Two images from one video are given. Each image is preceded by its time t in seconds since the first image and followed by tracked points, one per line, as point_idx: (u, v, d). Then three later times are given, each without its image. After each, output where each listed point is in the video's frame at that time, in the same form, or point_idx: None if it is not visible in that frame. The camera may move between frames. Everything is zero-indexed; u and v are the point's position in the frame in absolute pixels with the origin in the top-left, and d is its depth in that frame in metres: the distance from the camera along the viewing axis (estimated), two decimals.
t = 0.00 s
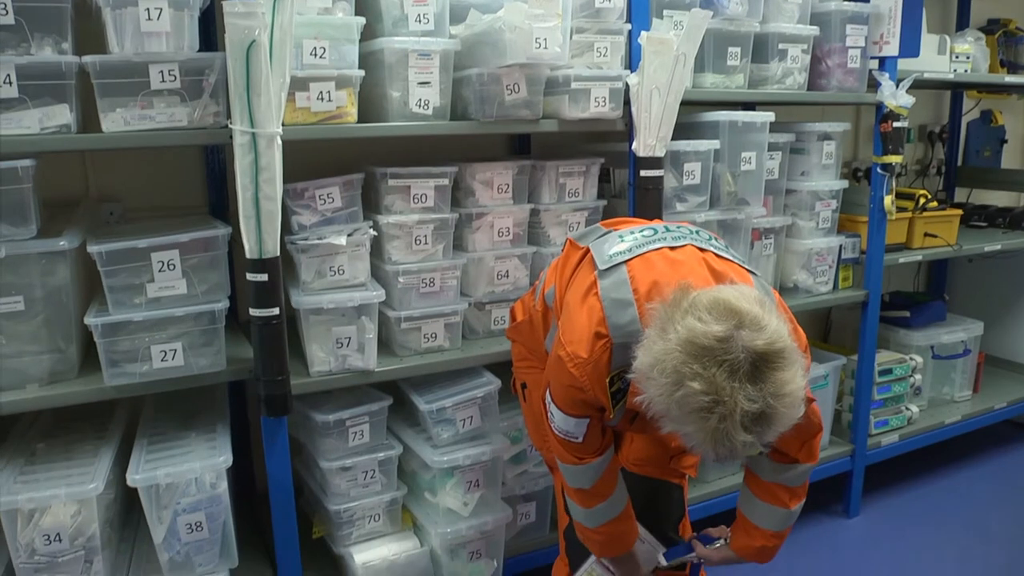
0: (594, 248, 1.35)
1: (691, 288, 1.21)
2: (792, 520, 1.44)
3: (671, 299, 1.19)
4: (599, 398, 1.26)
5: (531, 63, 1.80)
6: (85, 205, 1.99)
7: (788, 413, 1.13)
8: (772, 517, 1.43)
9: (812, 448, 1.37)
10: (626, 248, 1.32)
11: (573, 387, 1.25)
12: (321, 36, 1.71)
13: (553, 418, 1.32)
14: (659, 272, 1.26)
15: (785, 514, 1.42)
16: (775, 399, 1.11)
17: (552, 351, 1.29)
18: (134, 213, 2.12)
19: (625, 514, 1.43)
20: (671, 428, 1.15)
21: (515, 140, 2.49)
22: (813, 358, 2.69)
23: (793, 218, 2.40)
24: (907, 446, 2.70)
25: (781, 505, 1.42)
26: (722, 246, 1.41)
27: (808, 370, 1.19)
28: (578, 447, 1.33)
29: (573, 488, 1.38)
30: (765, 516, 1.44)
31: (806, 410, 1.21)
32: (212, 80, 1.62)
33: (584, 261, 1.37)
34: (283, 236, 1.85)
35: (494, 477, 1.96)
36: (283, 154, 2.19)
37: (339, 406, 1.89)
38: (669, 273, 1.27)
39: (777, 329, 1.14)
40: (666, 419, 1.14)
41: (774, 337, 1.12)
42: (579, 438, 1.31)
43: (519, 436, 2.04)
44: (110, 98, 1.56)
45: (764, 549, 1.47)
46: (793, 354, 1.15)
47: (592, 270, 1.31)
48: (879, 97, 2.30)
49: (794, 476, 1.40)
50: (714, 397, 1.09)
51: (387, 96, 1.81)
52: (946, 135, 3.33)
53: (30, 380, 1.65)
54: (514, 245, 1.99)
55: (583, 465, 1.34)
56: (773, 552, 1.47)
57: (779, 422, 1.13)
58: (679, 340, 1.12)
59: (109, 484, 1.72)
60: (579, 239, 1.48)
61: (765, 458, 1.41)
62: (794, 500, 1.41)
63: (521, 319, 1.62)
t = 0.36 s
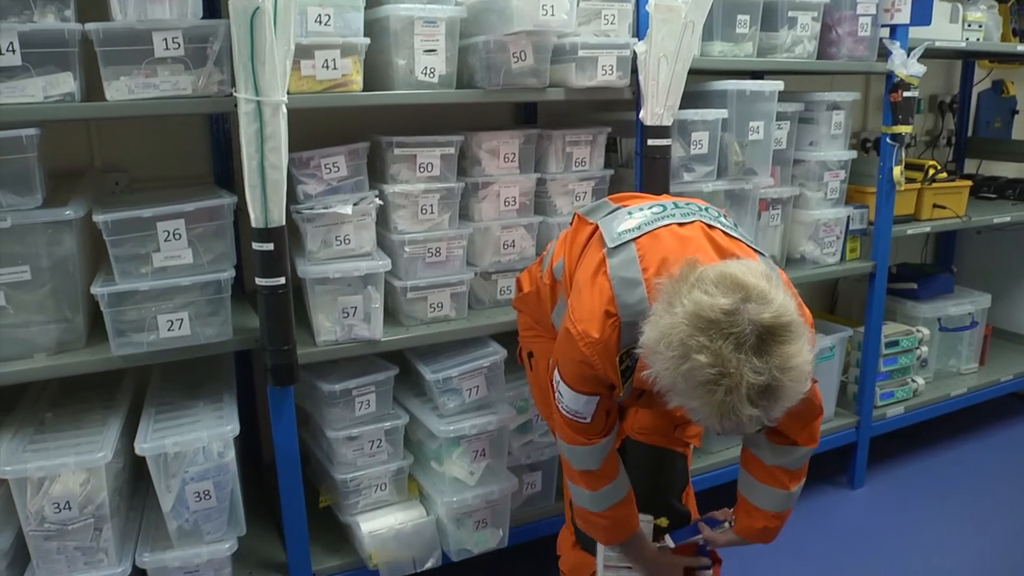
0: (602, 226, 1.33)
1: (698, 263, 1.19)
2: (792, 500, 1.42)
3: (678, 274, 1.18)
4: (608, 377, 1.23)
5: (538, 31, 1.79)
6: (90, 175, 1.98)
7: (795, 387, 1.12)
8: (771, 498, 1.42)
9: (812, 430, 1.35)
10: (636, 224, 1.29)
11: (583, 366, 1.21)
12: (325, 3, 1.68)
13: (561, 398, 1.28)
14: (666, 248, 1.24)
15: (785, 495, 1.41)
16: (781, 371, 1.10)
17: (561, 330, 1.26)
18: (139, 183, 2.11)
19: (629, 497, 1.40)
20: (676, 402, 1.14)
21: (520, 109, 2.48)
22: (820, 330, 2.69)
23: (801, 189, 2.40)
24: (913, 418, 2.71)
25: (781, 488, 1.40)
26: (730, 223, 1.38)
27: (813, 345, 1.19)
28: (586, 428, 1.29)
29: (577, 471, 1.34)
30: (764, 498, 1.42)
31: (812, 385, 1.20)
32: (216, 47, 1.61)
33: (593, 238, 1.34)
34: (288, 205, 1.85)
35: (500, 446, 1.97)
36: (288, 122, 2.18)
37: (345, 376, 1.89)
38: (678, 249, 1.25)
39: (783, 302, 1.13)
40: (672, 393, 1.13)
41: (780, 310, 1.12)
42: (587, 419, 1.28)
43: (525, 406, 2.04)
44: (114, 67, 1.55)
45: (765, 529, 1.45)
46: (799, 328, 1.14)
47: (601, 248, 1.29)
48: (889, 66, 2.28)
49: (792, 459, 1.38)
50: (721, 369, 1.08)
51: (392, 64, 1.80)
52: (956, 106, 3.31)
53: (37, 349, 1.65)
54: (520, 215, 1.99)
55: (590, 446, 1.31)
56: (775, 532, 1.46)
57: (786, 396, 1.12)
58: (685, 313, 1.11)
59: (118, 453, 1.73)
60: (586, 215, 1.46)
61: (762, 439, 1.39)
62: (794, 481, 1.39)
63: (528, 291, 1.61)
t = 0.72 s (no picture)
0: (612, 222, 1.31)
1: (713, 265, 1.19)
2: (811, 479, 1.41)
3: (692, 276, 1.17)
4: (618, 376, 1.22)
5: (542, 17, 1.78)
6: (93, 162, 1.98)
7: (811, 391, 1.13)
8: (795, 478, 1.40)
9: (826, 408, 1.33)
10: (647, 221, 1.28)
11: (595, 365, 1.20)
12: None
13: (569, 395, 1.27)
14: (679, 248, 1.23)
15: (806, 475, 1.39)
16: (798, 376, 1.10)
17: (572, 327, 1.25)
18: (142, 170, 2.11)
19: (630, 490, 1.38)
20: (693, 405, 1.14)
21: (524, 96, 2.47)
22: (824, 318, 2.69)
23: (806, 176, 2.40)
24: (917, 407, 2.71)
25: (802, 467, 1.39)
26: (740, 219, 1.37)
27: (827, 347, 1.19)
28: (593, 424, 1.28)
29: (580, 465, 1.33)
30: (784, 479, 1.41)
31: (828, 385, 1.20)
32: (220, 34, 1.60)
33: (603, 234, 1.33)
34: (292, 192, 1.84)
35: (504, 434, 1.97)
36: (291, 109, 2.18)
37: (349, 363, 1.89)
38: (690, 248, 1.24)
39: (799, 306, 1.13)
40: (688, 396, 1.13)
41: (796, 315, 1.11)
42: (595, 415, 1.27)
43: (529, 394, 2.04)
44: (117, 54, 1.54)
45: (788, 510, 1.43)
46: (815, 332, 1.14)
47: (612, 246, 1.28)
48: (896, 53, 2.27)
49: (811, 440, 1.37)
50: (738, 376, 1.08)
51: (396, 51, 1.79)
52: (962, 94, 3.30)
53: (42, 337, 1.64)
54: (524, 202, 1.98)
55: (593, 441, 1.29)
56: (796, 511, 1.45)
57: (801, 400, 1.13)
58: (701, 319, 1.10)
59: (123, 440, 1.73)
60: (591, 208, 1.44)
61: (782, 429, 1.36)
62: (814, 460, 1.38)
63: (533, 281, 1.60)
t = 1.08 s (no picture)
0: (620, 210, 1.31)
1: (724, 252, 1.19)
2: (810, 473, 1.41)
3: (703, 263, 1.17)
4: (626, 363, 1.22)
5: (544, 6, 1.77)
6: (94, 151, 1.98)
7: (820, 381, 1.13)
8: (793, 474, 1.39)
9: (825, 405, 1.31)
10: (656, 210, 1.28)
11: (601, 353, 1.20)
12: None
13: (577, 381, 1.28)
14: (688, 236, 1.23)
15: (804, 470, 1.39)
16: (808, 364, 1.11)
17: (579, 314, 1.25)
18: (143, 159, 2.11)
19: (641, 473, 1.38)
20: (701, 392, 1.14)
21: (526, 85, 2.47)
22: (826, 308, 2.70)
23: (809, 166, 2.39)
24: (918, 397, 2.71)
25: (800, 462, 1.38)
26: (749, 209, 1.37)
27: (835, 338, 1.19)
28: (601, 410, 1.29)
29: (590, 449, 1.34)
30: (781, 475, 1.40)
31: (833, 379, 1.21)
32: (221, 22, 1.59)
33: (610, 221, 1.31)
34: (293, 181, 1.84)
35: (506, 423, 1.97)
36: (294, 97, 2.18)
37: (351, 352, 1.89)
38: (699, 236, 1.24)
39: (810, 295, 1.13)
40: (696, 383, 1.13)
41: (807, 304, 1.12)
42: (603, 401, 1.27)
43: (531, 383, 2.04)
44: (118, 42, 1.53)
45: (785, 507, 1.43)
46: (825, 322, 1.15)
47: (619, 232, 1.26)
48: (900, 42, 2.26)
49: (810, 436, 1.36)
50: (749, 362, 1.08)
51: (398, 40, 1.78)
52: (966, 83, 3.30)
53: (44, 326, 1.65)
54: (525, 191, 1.98)
55: (602, 426, 1.30)
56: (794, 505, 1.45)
57: (810, 389, 1.13)
58: (712, 305, 1.10)
59: (125, 429, 1.73)
60: (599, 194, 1.43)
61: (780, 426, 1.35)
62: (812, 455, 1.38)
63: (536, 270, 1.60)
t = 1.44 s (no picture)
0: (624, 196, 1.30)
1: (726, 239, 1.18)
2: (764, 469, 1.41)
3: (705, 249, 1.17)
4: (623, 348, 1.23)
5: None
6: (97, 143, 1.98)
7: (821, 365, 1.13)
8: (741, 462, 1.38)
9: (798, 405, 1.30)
10: (659, 197, 1.27)
11: (598, 337, 1.21)
12: None
13: (573, 363, 1.29)
14: (692, 222, 1.23)
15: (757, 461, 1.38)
16: (809, 348, 1.11)
17: (579, 298, 1.26)
18: (146, 151, 2.11)
19: (637, 456, 1.39)
20: (702, 377, 1.13)
21: (529, 77, 2.46)
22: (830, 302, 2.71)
23: (812, 158, 2.39)
24: (921, 390, 2.71)
25: (753, 453, 1.37)
26: (753, 202, 1.37)
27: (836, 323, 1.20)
28: (596, 392, 1.31)
29: (584, 429, 1.36)
30: (735, 462, 1.39)
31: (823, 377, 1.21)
32: (223, 14, 1.58)
33: (613, 207, 1.31)
34: (296, 173, 1.83)
35: (509, 416, 1.98)
36: (297, 89, 2.18)
37: (354, 345, 1.89)
38: (703, 224, 1.23)
39: (811, 280, 1.14)
40: (697, 368, 1.13)
41: (809, 287, 1.12)
42: (599, 384, 1.29)
43: (534, 375, 2.04)
44: (120, 34, 1.53)
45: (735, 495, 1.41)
46: (826, 306, 1.15)
47: (622, 218, 1.26)
48: (904, 34, 2.25)
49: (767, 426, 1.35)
50: (751, 345, 1.08)
51: (400, 31, 1.78)
52: (971, 76, 3.30)
53: (47, 318, 1.65)
54: (528, 184, 1.98)
55: (597, 408, 1.31)
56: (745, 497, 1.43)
57: (812, 373, 1.13)
58: (714, 289, 1.10)
59: (129, 421, 1.73)
60: (603, 182, 1.43)
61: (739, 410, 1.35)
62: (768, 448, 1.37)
63: (539, 262, 1.60)
